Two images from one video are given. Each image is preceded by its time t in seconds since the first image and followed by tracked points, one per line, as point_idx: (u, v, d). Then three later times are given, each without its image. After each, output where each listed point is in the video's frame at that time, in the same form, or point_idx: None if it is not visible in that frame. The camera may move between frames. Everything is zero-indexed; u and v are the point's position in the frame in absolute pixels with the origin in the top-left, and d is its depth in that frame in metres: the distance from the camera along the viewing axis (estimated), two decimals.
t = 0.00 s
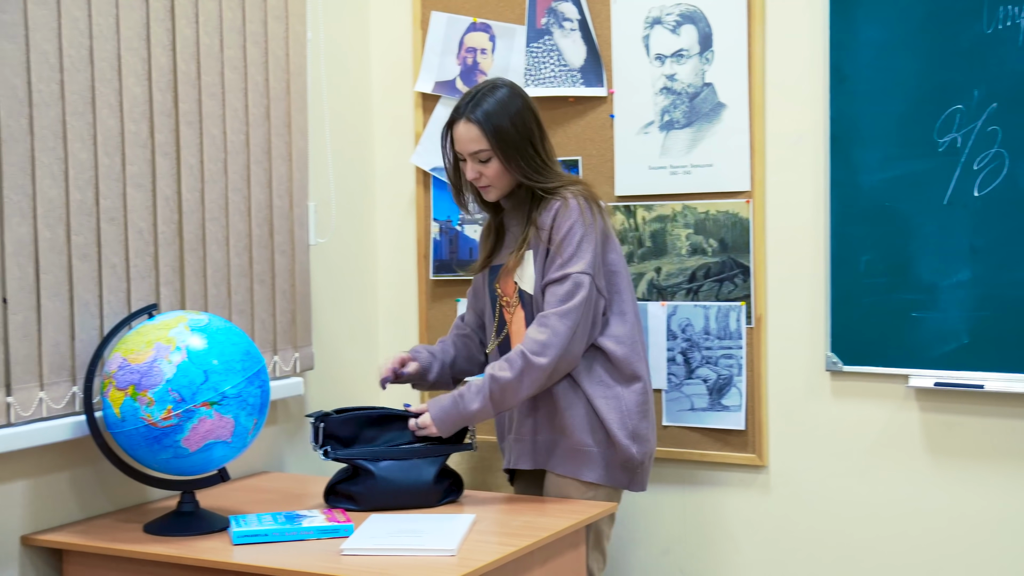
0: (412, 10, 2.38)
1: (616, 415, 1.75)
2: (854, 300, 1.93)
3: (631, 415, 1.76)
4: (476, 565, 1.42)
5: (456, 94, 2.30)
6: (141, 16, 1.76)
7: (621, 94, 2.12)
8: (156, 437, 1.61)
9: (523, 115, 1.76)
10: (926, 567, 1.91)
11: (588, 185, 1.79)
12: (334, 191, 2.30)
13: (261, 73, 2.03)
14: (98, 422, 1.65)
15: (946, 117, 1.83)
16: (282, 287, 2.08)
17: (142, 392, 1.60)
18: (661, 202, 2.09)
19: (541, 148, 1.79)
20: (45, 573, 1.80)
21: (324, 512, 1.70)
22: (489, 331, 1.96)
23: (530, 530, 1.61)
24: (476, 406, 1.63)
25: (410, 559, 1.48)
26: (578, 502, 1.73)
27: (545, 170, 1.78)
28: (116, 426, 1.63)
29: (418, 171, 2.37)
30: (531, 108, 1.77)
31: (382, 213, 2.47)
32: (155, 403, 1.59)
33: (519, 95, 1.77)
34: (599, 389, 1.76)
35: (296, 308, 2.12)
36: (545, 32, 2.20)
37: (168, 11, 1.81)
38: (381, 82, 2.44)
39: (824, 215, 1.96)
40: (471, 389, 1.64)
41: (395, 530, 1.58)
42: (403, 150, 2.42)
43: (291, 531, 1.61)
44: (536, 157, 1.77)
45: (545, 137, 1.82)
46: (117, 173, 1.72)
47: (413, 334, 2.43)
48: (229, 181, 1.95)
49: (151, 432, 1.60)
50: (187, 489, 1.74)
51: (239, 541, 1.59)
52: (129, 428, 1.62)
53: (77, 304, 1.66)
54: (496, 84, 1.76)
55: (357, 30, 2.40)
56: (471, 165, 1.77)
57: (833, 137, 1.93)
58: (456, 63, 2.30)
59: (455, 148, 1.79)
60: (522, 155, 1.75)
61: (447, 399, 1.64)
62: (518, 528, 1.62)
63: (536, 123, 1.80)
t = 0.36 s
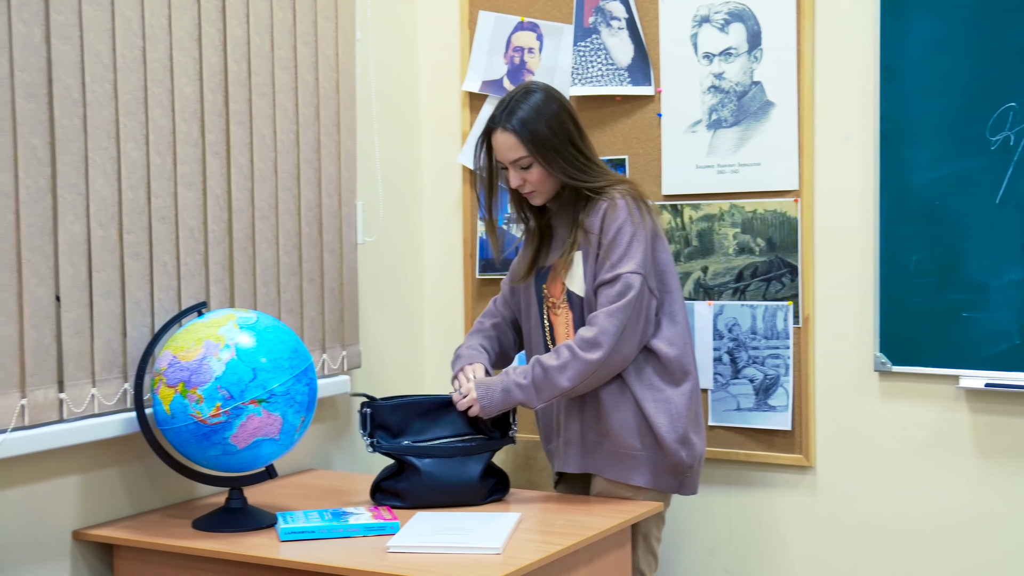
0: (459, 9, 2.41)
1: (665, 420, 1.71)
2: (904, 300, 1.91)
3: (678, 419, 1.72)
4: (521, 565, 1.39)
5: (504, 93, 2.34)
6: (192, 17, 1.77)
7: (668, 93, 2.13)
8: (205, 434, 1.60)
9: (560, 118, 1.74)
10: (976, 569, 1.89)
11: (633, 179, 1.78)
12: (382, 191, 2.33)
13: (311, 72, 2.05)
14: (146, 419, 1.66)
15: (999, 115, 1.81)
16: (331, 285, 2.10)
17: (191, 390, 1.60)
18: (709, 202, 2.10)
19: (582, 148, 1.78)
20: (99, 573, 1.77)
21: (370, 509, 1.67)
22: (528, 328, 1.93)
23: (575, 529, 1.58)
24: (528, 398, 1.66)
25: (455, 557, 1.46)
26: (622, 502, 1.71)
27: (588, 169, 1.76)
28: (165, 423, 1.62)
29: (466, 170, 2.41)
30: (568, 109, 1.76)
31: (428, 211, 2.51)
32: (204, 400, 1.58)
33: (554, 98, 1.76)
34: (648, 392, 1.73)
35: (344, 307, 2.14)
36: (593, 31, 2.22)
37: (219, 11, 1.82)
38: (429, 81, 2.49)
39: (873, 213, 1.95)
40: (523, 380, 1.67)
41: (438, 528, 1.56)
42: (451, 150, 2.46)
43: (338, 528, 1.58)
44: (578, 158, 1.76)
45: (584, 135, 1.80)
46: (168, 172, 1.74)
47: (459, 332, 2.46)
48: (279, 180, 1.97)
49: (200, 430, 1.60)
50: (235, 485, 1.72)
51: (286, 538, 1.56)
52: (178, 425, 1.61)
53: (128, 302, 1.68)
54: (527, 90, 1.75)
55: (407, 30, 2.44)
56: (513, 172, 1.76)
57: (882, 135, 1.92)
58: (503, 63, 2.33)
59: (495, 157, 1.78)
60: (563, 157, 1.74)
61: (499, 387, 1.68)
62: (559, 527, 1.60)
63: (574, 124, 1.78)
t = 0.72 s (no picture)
0: (492, 10, 2.44)
1: (704, 422, 1.70)
2: (938, 301, 1.91)
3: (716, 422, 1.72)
4: (554, 565, 1.37)
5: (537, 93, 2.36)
6: (228, 19, 1.78)
7: (702, 92, 2.15)
8: (239, 433, 1.59)
9: (590, 117, 1.75)
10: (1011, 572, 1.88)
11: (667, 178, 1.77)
12: (416, 193, 2.36)
13: (345, 73, 2.07)
14: (181, 419, 1.66)
15: None
16: (364, 285, 2.12)
17: (226, 389, 1.59)
18: (742, 202, 2.11)
19: (614, 147, 1.78)
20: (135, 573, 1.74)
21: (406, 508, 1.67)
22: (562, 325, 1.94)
23: (606, 529, 1.57)
24: (574, 394, 1.66)
25: (490, 556, 1.45)
26: (655, 503, 1.71)
27: (620, 168, 1.76)
28: (200, 421, 1.61)
29: (498, 171, 2.44)
30: (598, 108, 1.76)
31: (462, 210, 2.54)
32: (239, 399, 1.57)
33: (584, 98, 1.76)
34: (688, 393, 1.73)
35: (378, 307, 2.16)
36: (626, 31, 2.24)
37: (254, 14, 1.83)
38: (462, 82, 2.51)
39: (909, 213, 1.95)
40: (571, 376, 1.67)
41: (471, 528, 1.55)
42: (484, 151, 2.49)
43: (371, 526, 1.56)
44: (609, 157, 1.76)
45: (615, 134, 1.80)
46: (203, 173, 1.75)
47: (492, 331, 2.49)
48: (314, 181, 1.98)
49: (234, 429, 1.58)
50: (269, 484, 1.70)
51: (319, 537, 1.56)
52: (212, 424, 1.60)
53: (164, 302, 1.69)
54: (555, 91, 1.77)
55: (441, 32, 2.47)
56: (545, 172, 1.78)
57: (918, 134, 1.91)
58: (536, 63, 2.35)
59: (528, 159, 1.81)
60: (594, 156, 1.74)
61: (547, 382, 1.68)
62: (589, 527, 1.58)
63: (606, 123, 1.78)
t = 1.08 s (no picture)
0: (515, 10, 2.47)
1: (724, 420, 1.70)
2: (961, 301, 1.91)
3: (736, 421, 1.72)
4: (574, 565, 1.34)
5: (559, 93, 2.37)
6: (252, 20, 1.79)
7: (725, 93, 2.17)
8: (262, 432, 1.55)
9: (603, 117, 1.74)
10: None
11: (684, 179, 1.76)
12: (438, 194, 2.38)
13: (369, 74, 2.08)
14: (204, 417, 1.66)
15: None
16: (387, 285, 2.13)
17: (249, 388, 1.55)
18: (764, 203, 2.13)
19: (628, 148, 1.77)
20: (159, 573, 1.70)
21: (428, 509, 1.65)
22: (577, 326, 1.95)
23: (629, 529, 1.54)
24: (593, 393, 1.66)
25: (510, 557, 1.42)
26: (677, 503, 1.70)
27: (634, 169, 1.75)
28: (223, 420, 1.58)
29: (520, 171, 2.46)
30: (611, 108, 1.75)
31: (485, 210, 2.56)
32: (261, 399, 1.53)
33: (598, 99, 1.75)
34: (707, 392, 1.73)
35: (400, 307, 2.17)
36: (648, 31, 2.26)
37: (278, 14, 1.84)
38: (485, 86, 2.54)
39: (932, 213, 1.95)
40: (589, 376, 1.66)
41: (493, 528, 1.52)
42: (505, 151, 2.51)
43: (392, 525, 1.54)
44: (623, 157, 1.75)
45: (629, 135, 1.78)
46: (228, 173, 1.75)
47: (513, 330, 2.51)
48: (337, 180, 1.99)
49: (257, 428, 1.55)
50: (290, 482, 1.67)
51: (340, 537, 1.53)
52: (235, 423, 1.56)
53: (187, 301, 1.68)
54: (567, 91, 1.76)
55: (465, 33, 2.49)
56: (558, 174, 1.78)
57: (941, 134, 1.92)
58: (559, 64, 2.37)
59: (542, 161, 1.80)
60: (608, 158, 1.73)
61: (565, 382, 1.68)
62: (609, 527, 1.55)
63: (620, 124, 1.77)
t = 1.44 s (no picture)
0: (528, 10, 2.48)
1: (735, 418, 1.70)
2: (976, 301, 1.91)
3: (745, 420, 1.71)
4: (586, 564, 1.34)
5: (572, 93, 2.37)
6: (266, 21, 1.79)
7: (738, 93, 2.18)
8: (276, 431, 1.55)
9: (604, 120, 1.73)
10: None
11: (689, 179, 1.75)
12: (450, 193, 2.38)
13: (382, 74, 2.08)
14: (217, 416, 1.66)
15: None
16: (399, 285, 2.14)
17: (262, 388, 1.54)
18: (778, 203, 2.13)
19: (633, 151, 1.76)
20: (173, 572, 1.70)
21: (441, 508, 1.65)
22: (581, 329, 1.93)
23: (643, 529, 1.54)
24: (598, 378, 1.65)
25: (522, 557, 1.41)
26: (690, 503, 1.69)
27: (638, 172, 1.74)
28: (236, 420, 1.57)
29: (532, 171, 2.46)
30: (612, 110, 1.74)
31: (497, 210, 2.57)
32: (275, 398, 1.53)
33: (601, 103, 1.75)
34: (718, 391, 1.72)
35: (412, 307, 2.18)
36: (662, 31, 2.26)
37: (293, 14, 1.84)
38: (498, 85, 2.55)
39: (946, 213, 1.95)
40: (593, 359, 1.66)
41: (505, 527, 1.52)
42: (518, 151, 2.52)
43: (405, 525, 1.54)
44: (627, 161, 1.74)
45: (633, 138, 1.78)
46: (241, 174, 1.75)
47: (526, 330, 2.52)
48: (349, 180, 2.00)
49: (270, 427, 1.54)
50: (304, 480, 1.67)
51: (352, 536, 1.52)
52: (248, 423, 1.56)
53: (201, 301, 1.68)
54: (568, 97, 1.76)
55: (478, 33, 2.50)
56: (563, 180, 1.78)
57: (956, 134, 1.92)
58: (572, 64, 2.38)
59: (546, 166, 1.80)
60: (611, 162, 1.73)
61: (571, 364, 1.67)
62: (620, 527, 1.55)
63: (624, 127, 1.76)
